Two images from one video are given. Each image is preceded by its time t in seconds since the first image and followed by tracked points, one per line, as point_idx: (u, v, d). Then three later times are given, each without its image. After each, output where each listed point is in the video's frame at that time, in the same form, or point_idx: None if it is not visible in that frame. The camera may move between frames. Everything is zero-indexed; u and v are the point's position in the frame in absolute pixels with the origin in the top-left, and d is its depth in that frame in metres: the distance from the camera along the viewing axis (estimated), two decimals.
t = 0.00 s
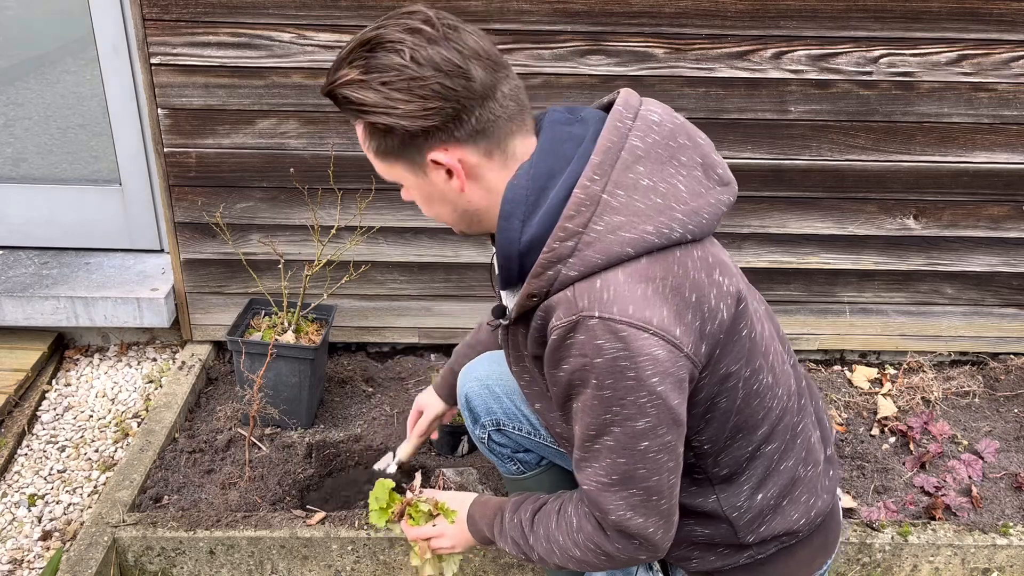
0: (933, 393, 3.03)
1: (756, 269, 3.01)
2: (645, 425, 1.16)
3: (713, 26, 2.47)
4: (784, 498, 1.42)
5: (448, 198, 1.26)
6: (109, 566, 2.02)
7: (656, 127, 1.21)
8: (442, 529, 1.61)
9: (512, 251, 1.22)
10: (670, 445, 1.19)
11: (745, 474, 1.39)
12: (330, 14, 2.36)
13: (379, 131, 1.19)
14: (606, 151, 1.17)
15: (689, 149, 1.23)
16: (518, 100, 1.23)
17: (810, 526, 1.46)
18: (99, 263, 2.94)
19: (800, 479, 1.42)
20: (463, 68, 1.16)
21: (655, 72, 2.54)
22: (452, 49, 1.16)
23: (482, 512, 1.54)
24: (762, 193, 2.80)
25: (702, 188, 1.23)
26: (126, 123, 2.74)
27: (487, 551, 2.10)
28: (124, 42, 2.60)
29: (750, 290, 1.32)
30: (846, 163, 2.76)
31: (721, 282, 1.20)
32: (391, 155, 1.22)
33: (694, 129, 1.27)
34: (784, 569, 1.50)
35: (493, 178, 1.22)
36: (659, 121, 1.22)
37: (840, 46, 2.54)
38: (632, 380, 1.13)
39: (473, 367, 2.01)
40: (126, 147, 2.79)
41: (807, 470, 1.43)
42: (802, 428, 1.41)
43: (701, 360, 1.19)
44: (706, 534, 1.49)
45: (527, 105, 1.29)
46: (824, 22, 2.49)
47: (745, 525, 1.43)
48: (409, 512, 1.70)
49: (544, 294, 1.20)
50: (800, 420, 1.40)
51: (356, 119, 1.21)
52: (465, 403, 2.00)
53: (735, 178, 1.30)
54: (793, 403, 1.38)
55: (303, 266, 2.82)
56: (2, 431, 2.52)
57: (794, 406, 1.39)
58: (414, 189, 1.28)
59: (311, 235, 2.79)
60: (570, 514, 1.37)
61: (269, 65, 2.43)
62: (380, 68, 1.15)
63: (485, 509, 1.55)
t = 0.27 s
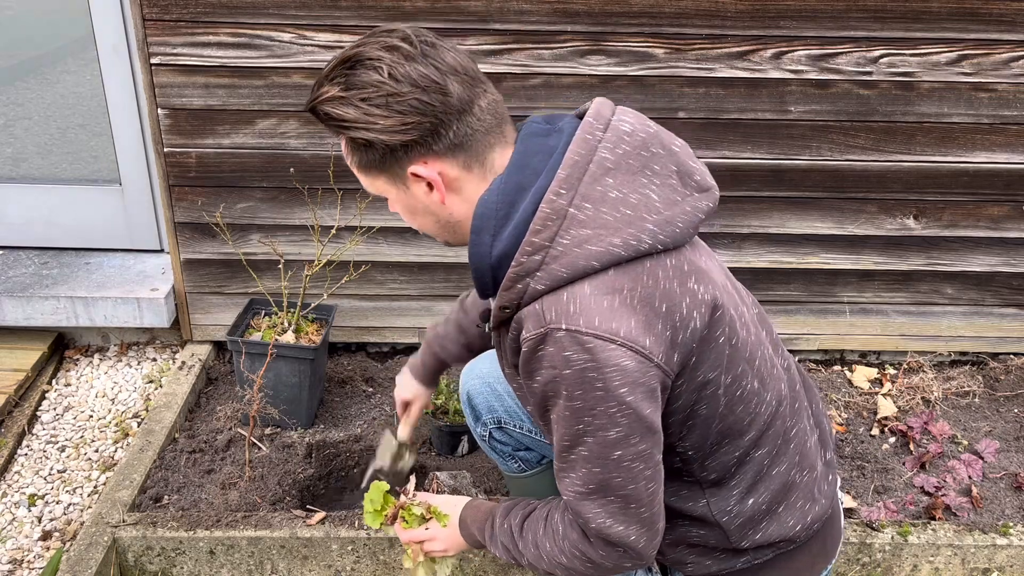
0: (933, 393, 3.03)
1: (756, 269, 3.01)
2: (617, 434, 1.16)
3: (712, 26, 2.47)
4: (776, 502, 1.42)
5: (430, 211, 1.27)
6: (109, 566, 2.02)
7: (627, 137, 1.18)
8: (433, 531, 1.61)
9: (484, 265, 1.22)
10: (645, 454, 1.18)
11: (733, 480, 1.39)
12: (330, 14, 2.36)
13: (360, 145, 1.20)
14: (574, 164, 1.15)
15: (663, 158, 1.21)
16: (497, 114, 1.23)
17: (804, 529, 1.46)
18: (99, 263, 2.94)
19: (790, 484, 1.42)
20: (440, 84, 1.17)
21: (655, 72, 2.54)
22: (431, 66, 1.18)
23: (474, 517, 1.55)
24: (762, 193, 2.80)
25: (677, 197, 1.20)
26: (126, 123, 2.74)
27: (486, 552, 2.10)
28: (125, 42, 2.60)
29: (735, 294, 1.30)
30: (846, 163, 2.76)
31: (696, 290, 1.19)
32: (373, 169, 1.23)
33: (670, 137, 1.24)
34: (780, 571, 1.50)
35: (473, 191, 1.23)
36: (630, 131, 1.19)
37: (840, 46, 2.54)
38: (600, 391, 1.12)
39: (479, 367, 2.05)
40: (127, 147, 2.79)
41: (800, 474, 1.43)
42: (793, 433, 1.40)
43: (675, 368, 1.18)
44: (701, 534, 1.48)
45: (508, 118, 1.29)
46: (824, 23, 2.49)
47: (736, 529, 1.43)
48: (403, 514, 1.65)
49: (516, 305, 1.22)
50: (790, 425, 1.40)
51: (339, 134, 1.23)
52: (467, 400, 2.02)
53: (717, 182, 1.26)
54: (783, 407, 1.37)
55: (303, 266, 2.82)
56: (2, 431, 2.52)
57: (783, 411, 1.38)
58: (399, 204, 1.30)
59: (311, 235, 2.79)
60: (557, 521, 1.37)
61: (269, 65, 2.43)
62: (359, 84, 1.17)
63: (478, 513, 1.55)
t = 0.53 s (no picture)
0: (933, 393, 3.03)
1: (756, 269, 3.01)
2: (613, 427, 1.16)
3: (712, 26, 2.47)
4: (775, 499, 1.41)
5: (424, 212, 1.29)
6: (109, 566, 2.02)
7: (615, 135, 1.19)
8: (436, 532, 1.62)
9: (477, 264, 1.24)
10: (641, 447, 1.18)
11: (731, 476, 1.39)
12: (330, 14, 2.36)
13: (355, 146, 1.23)
14: (564, 161, 1.16)
15: (651, 154, 1.21)
16: (490, 119, 1.25)
17: (804, 527, 1.46)
18: (99, 263, 2.94)
19: (789, 481, 1.41)
20: (435, 88, 1.19)
21: (655, 72, 2.54)
22: (427, 71, 1.20)
23: (477, 514, 1.55)
24: (762, 192, 2.80)
25: (666, 193, 1.21)
26: (127, 123, 2.74)
27: (486, 551, 2.10)
28: (125, 42, 2.60)
29: (728, 290, 1.31)
30: (846, 163, 2.76)
31: (688, 283, 1.19)
32: (368, 171, 1.25)
33: (656, 135, 1.25)
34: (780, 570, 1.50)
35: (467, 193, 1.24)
36: (617, 129, 1.20)
37: (840, 46, 2.54)
38: (595, 383, 1.12)
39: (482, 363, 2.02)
40: (127, 147, 2.79)
41: (798, 470, 1.42)
42: (790, 428, 1.40)
43: (669, 360, 1.18)
44: (699, 534, 1.48)
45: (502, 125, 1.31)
46: (824, 23, 2.49)
47: (735, 527, 1.43)
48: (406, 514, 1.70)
49: (509, 301, 1.21)
50: (787, 419, 1.39)
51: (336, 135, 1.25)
52: (468, 399, 2.01)
53: (704, 180, 1.28)
54: (780, 402, 1.37)
55: (303, 267, 2.82)
56: (1, 431, 2.52)
57: (780, 406, 1.38)
58: (392, 206, 1.31)
59: (311, 235, 2.79)
60: (557, 520, 1.37)
61: (269, 65, 2.43)
62: (357, 86, 1.19)
63: (479, 511, 1.55)
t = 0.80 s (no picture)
0: (933, 393, 3.03)
1: (756, 269, 3.01)
2: (593, 444, 1.17)
3: (712, 26, 2.47)
4: (767, 499, 1.42)
5: (416, 224, 1.28)
6: (109, 566, 2.02)
7: (602, 149, 1.18)
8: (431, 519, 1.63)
9: (463, 279, 1.23)
10: (621, 463, 1.19)
11: (720, 479, 1.40)
12: (330, 14, 2.36)
13: (344, 166, 1.20)
14: (548, 179, 1.15)
15: (640, 167, 1.20)
16: (478, 126, 1.25)
17: (798, 524, 1.46)
18: (99, 263, 2.94)
19: (781, 482, 1.41)
20: (422, 101, 1.18)
21: (655, 72, 2.54)
22: (412, 83, 1.18)
23: (467, 504, 1.57)
24: (761, 193, 2.80)
25: (655, 206, 1.19)
26: (127, 123, 2.74)
27: (486, 551, 2.10)
28: (125, 42, 2.60)
29: (720, 293, 1.30)
30: (846, 163, 2.76)
31: (672, 299, 1.19)
32: (358, 188, 1.23)
33: (648, 144, 1.23)
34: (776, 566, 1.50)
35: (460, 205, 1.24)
36: (605, 142, 1.18)
37: (840, 46, 2.54)
38: (574, 403, 1.14)
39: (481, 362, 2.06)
40: (126, 147, 2.79)
41: (791, 470, 1.42)
42: (783, 430, 1.39)
43: (651, 377, 1.19)
44: (695, 528, 1.48)
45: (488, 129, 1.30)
46: (824, 22, 2.49)
47: (726, 528, 1.43)
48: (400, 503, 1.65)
49: (492, 319, 1.22)
50: (780, 421, 1.39)
51: (321, 155, 1.22)
52: (468, 396, 2.05)
53: (698, 187, 1.25)
54: (771, 404, 1.37)
55: (303, 266, 2.82)
56: (1, 431, 2.52)
57: (771, 409, 1.37)
58: (383, 219, 1.30)
59: (311, 235, 2.79)
60: (538, 519, 1.36)
61: (269, 65, 2.43)
62: (341, 105, 1.16)
63: (470, 501, 1.58)
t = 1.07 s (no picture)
0: (933, 393, 3.03)
1: (756, 269, 3.01)
2: (596, 450, 1.17)
3: (712, 26, 2.47)
4: (770, 499, 1.41)
5: (414, 252, 1.27)
6: (109, 566, 2.02)
7: (587, 157, 1.19)
8: (438, 532, 1.66)
9: (458, 293, 1.23)
10: (626, 468, 1.19)
11: (722, 481, 1.40)
12: (330, 14, 2.36)
13: (336, 201, 1.21)
14: (537, 190, 1.16)
15: (625, 173, 1.21)
16: (464, 147, 1.24)
17: (802, 524, 1.45)
18: (99, 263, 2.94)
19: (782, 481, 1.41)
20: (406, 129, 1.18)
21: (655, 72, 2.54)
22: (393, 113, 1.19)
23: (472, 514, 1.57)
24: (761, 193, 2.80)
25: (643, 211, 1.20)
26: (127, 123, 2.74)
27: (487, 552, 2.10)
28: (125, 42, 2.60)
29: (714, 294, 1.31)
30: (846, 163, 2.76)
31: (667, 301, 1.19)
32: (352, 221, 1.23)
33: (630, 151, 1.24)
34: (781, 565, 1.49)
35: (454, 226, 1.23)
36: (589, 152, 1.20)
37: (840, 46, 2.54)
38: (577, 409, 1.13)
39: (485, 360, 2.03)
40: (127, 147, 2.79)
41: (793, 469, 1.42)
42: (782, 428, 1.39)
43: (651, 379, 1.19)
44: (698, 534, 1.48)
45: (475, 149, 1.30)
46: (824, 22, 2.49)
47: (731, 529, 1.43)
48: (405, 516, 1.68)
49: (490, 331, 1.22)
50: (779, 420, 1.39)
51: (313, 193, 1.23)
52: (474, 392, 1.99)
53: (682, 190, 1.26)
54: (769, 403, 1.37)
55: (303, 267, 2.82)
56: (1, 431, 2.52)
57: (770, 407, 1.37)
58: (381, 248, 1.29)
59: (311, 235, 2.78)
60: (546, 532, 1.37)
61: (269, 65, 2.43)
62: (328, 143, 1.17)
63: (477, 510, 1.58)
